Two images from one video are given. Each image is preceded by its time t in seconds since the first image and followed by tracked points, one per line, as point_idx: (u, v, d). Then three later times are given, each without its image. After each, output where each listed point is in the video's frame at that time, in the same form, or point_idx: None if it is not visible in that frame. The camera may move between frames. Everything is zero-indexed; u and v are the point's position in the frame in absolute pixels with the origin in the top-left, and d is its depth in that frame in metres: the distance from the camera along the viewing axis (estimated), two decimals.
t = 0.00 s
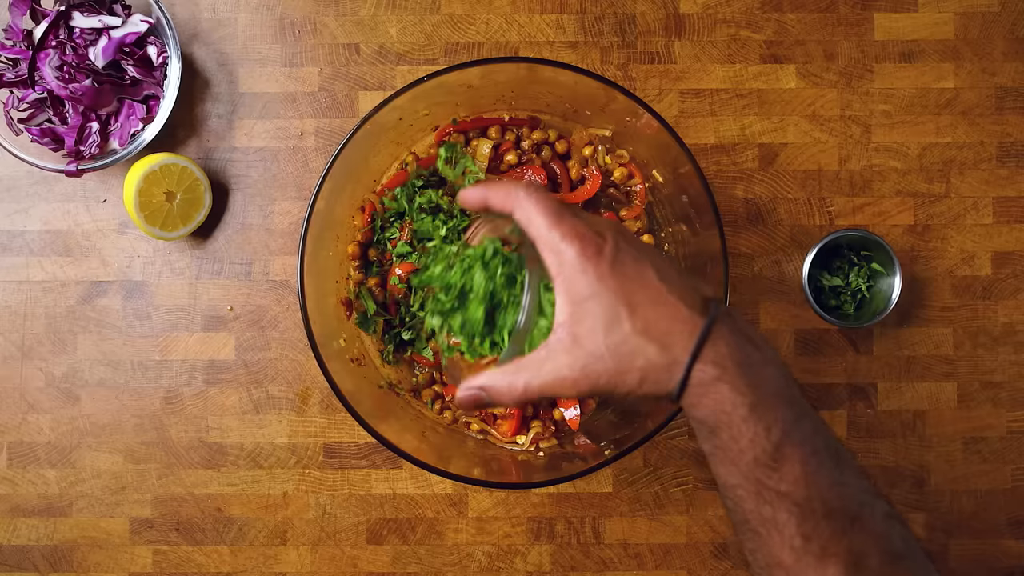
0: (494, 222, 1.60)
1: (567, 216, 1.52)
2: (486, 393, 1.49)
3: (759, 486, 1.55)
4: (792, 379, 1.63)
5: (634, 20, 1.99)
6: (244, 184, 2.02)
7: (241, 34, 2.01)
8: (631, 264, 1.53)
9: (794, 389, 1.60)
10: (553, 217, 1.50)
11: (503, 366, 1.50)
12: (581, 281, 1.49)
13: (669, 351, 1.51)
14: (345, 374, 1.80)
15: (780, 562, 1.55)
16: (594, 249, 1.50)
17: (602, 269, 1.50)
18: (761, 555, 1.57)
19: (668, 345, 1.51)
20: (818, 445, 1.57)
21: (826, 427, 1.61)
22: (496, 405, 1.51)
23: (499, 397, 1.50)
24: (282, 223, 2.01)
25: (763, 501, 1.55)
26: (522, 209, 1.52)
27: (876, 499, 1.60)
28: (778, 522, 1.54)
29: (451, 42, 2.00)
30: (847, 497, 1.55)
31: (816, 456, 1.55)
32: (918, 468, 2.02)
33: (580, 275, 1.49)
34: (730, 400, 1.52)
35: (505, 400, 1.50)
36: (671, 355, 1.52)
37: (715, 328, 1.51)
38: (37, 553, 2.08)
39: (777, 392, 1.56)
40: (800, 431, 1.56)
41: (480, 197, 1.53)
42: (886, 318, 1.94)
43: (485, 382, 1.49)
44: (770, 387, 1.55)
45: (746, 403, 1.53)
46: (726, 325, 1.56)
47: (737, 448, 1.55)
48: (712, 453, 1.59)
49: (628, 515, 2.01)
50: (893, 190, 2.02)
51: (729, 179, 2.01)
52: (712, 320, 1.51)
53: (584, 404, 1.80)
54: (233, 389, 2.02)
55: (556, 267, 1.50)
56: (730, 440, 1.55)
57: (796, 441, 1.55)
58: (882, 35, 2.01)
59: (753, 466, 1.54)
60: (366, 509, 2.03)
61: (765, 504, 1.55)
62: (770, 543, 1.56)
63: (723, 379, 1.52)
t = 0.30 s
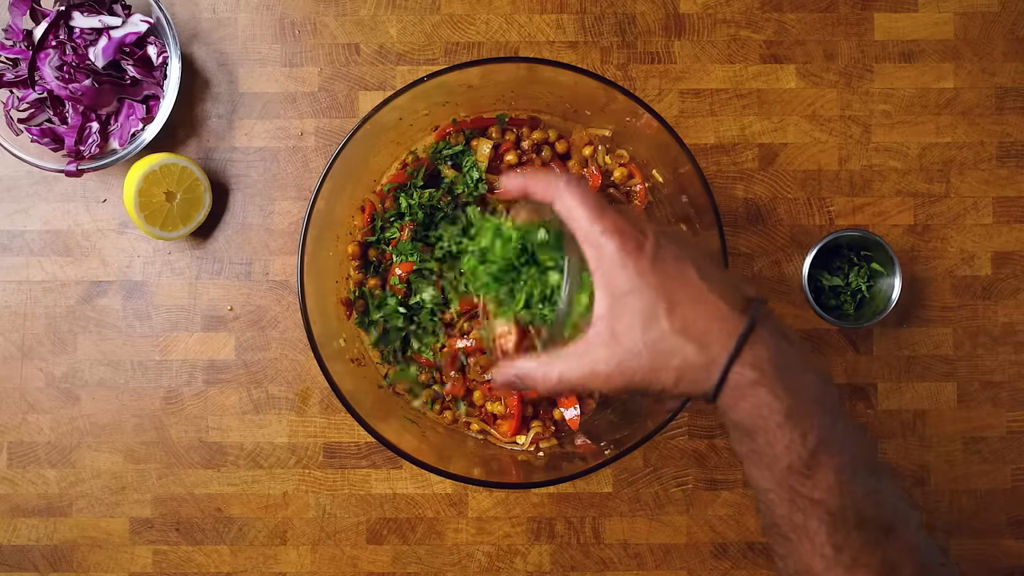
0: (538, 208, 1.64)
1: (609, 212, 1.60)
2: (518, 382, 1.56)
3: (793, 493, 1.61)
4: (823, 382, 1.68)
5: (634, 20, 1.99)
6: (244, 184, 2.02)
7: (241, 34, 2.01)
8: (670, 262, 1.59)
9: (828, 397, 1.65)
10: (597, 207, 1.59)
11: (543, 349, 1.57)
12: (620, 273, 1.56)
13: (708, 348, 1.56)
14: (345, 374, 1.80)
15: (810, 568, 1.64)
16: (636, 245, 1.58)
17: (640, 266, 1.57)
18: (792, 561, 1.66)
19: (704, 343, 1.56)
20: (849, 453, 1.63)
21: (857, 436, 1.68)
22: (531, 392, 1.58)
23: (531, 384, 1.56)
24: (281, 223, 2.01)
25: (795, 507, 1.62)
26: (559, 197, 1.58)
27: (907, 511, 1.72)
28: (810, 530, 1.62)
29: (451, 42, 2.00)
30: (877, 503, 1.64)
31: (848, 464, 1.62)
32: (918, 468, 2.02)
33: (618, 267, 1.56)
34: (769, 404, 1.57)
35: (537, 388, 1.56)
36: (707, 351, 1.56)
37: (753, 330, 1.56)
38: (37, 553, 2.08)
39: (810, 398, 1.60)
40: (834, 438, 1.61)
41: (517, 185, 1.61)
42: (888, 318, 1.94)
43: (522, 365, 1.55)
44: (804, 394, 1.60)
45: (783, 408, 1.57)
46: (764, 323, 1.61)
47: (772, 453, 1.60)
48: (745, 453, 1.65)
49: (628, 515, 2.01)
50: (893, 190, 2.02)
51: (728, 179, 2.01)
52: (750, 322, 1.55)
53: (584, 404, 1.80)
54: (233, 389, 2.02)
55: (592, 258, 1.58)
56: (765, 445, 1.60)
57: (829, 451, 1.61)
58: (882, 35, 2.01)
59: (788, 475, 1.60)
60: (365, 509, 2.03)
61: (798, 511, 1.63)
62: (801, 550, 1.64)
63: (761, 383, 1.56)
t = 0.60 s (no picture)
0: (585, 200, 1.66)
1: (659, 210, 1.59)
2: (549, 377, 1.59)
3: (830, 508, 1.46)
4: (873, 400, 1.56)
5: (634, 20, 1.99)
6: (244, 183, 2.02)
7: (241, 34, 2.01)
8: (716, 265, 1.57)
9: (872, 409, 1.53)
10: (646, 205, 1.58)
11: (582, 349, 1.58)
12: (662, 273, 1.55)
13: (747, 358, 1.51)
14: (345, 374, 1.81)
15: None
16: (685, 245, 1.56)
17: (684, 270, 1.55)
18: None
19: (744, 352, 1.52)
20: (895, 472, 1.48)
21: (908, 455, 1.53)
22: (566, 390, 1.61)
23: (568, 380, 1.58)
24: (281, 223, 2.01)
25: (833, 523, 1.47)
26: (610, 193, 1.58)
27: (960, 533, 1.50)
28: (848, 546, 1.45)
29: (451, 42, 2.00)
30: (923, 523, 1.45)
31: (892, 481, 1.47)
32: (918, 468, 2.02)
33: (661, 269, 1.55)
34: (806, 416, 1.48)
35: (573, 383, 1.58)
36: (747, 362, 1.51)
37: (794, 343, 1.51)
38: (37, 553, 2.08)
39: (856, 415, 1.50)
40: (876, 453, 1.48)
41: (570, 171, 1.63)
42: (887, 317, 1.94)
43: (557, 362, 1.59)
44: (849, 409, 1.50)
45: (823, 421, 1.48)
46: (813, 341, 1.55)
47: (809, 467, 1.48)
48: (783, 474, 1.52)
49: (628, 515, 2.01)
50: (893, 190, 2.02)
51: (728, 179, 2.01)
52: (793, 336, 1.51)
53: (584, 404, 1.81)
54: (233, 389, 2.02)
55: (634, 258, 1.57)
56: (801, 457, 1.49)
57: (872, 468, 1.47)
58: (882, 35, 2.01)
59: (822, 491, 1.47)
60: (365, 509, 2.03)
61: (836, 527, 1.47)
62: (840, 569, 1.46)
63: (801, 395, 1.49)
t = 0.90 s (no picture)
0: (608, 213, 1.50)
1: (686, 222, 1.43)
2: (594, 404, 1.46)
3: (874, 516, 1.50)
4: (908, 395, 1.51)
5: (634, 20, 1.99)
6: (244, 184, 2.02)
7: (241, 33, 2.01)
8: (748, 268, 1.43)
9: (918, 415, 1.50)
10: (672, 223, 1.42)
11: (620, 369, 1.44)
12: (694, 288, 1.40)
13: (788, 365, 1.42)
14: (345, 374, 1.81)
15: None
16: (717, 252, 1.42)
17: (720, 283, 1.40)
18: None
19: (784, 359, 1.42)
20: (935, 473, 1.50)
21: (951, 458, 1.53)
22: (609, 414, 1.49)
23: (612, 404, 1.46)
24: (281, 223, 2.01)
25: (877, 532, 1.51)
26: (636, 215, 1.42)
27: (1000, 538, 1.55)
28: (893, 555, 1.51)
29: (451, 42, 2.00)
30: (965, 532, 1.49)
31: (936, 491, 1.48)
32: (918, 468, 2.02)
33: (692, 288, 1.40)
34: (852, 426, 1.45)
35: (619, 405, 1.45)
36: (789, 367, 1.42)
37: (839, 349, 1.42)
38: (37, 553, 2.08)
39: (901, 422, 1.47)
40: (922, 463, 1.47)
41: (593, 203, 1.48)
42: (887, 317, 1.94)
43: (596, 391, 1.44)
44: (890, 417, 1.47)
45: (868, 431, 1.46)
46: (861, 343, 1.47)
47: (855, 475, 1.48)
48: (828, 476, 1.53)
49: (628, 515, 2.01)
50: (893, 190, 2.02)
51: (728, 179, 2.01)
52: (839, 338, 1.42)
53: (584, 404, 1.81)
54: (233, 389, 2.02)
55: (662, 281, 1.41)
56: (846, 467, 1.49)
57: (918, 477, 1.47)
58: (882, 35, 2.01)
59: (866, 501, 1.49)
60: (365, 509, 2.03)
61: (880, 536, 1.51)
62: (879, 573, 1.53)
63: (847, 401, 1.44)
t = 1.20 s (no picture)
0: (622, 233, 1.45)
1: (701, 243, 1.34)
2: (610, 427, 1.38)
3: (899, 539, 1.37)
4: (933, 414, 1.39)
5: (634, 20, 1.99)
6: (244, 183, 2.02)
7: (241, 33, 2.01)
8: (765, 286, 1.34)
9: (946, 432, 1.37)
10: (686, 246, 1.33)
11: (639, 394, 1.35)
12: (711, 310, 1.31)
13: (809, 386, 1.32)
14: (345, 374, 1.81)
15: None
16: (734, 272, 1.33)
17: (738, 303, 1.31)
18: None
19: (804, 379, 1.32)
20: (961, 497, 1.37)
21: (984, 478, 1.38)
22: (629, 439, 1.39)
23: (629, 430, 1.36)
24: (281, 223, 2.01)
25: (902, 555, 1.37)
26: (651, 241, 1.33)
27: None
28: None
29: (451, 42, 2.00)
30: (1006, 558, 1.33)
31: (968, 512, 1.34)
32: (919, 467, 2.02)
33: (710, 311, 1.31)
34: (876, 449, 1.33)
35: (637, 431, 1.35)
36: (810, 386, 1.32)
37: (860, 367, 1.31)
38: (37, 553, 2.08)
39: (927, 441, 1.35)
40: (951, 484, 1.34)
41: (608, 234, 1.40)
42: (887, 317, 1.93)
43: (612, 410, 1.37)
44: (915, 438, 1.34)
45: (890, 452, 1.33)
46: (890, 360, 1.35)
47: (878, 497, 1.36)
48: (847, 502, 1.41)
49: (628, 515, 2.01)
50: (893, 190, 2.02)
51: (728, 179, 2.01)
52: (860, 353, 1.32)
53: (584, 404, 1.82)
54: (233, 389, 2.02)
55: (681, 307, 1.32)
56: (869, 488, 1.36)
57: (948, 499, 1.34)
58: (882, 35, 2.01)
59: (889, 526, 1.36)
60: (366, 509, 2.03)
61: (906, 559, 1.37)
62: None
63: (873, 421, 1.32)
